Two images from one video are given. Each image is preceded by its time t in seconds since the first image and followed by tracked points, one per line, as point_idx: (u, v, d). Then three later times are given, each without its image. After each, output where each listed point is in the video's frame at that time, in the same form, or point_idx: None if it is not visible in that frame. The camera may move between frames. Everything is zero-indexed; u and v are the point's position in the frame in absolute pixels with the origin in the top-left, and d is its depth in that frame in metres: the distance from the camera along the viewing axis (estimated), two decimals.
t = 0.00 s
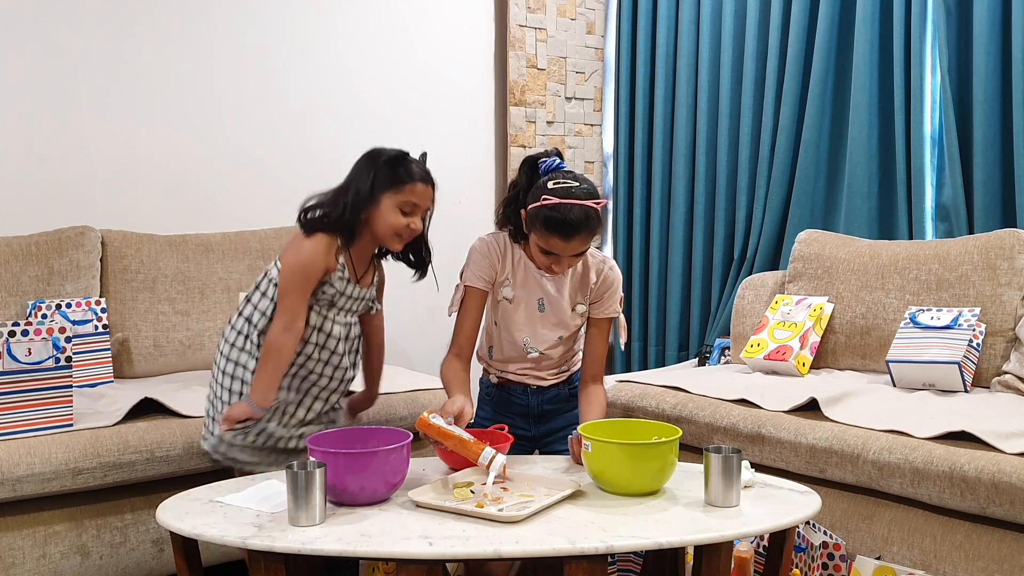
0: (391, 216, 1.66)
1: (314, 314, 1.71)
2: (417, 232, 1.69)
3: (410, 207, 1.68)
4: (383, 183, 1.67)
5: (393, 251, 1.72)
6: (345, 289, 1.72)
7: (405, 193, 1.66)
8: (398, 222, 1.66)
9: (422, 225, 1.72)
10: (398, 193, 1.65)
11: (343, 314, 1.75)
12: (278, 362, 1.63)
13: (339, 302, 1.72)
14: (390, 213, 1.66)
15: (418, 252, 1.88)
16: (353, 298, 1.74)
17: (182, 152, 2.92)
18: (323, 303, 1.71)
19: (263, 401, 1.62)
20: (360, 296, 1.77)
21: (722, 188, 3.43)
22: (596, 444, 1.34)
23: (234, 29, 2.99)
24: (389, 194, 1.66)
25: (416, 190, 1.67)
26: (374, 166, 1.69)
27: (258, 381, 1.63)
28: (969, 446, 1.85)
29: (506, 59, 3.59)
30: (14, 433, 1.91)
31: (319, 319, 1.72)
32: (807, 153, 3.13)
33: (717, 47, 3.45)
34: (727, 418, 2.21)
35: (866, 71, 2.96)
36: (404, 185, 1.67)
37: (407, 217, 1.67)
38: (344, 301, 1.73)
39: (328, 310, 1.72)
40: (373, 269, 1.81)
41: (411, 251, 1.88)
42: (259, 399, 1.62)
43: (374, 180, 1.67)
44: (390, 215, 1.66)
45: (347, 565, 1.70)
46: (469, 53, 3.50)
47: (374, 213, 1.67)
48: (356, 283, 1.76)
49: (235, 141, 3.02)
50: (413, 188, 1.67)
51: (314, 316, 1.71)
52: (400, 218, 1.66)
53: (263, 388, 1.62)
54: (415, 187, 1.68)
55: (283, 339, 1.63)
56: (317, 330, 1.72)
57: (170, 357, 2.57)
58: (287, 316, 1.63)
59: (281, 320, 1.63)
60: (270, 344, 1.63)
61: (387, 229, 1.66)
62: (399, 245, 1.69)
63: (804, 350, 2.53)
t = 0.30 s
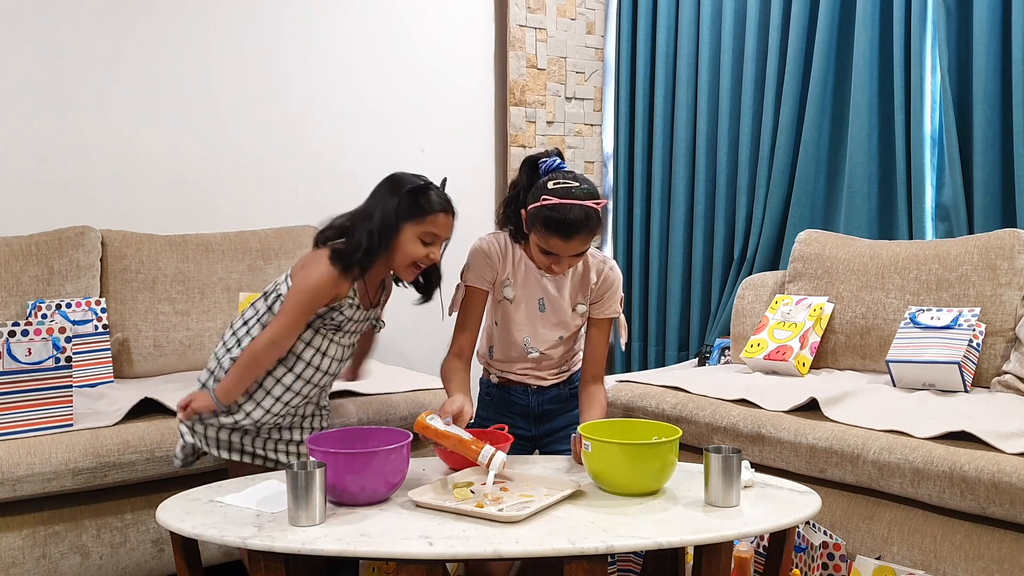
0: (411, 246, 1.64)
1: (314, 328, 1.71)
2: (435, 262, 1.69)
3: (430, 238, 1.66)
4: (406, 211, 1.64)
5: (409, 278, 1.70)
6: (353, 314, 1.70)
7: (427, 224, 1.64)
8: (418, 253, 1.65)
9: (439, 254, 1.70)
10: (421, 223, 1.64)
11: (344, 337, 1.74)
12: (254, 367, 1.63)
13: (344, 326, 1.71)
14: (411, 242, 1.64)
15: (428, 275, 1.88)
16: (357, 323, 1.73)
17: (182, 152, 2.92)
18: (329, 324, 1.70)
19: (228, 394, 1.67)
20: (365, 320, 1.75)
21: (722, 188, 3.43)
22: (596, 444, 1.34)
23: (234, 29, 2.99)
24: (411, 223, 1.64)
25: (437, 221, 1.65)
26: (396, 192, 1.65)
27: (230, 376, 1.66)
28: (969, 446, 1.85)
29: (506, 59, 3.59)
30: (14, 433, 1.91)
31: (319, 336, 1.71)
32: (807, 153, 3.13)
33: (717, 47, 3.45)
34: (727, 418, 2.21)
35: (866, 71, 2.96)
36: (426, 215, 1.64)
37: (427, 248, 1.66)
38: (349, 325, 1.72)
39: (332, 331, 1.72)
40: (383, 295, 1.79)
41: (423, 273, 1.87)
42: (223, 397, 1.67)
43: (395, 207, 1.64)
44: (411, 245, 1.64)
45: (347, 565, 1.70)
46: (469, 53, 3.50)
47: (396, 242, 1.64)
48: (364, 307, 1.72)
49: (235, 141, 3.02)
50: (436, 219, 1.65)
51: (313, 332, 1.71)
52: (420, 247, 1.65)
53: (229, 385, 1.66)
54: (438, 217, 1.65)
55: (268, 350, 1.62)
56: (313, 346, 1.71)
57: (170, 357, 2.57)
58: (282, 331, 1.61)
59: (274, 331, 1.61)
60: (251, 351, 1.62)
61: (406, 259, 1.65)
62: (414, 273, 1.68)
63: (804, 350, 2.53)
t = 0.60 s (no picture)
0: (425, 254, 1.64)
1: (327, 332, 1.70)
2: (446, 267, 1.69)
3: (444, 245, 1.66)
4: (421, 219, 1.63)
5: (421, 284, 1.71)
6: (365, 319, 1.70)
7: (441, 231, 1.63)
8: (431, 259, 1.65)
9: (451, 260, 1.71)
10: (435, 231, 1.63)
11: (356, 341, 1.74)
12: (260, 369, 1.61)
13: (357, 330, 1.71)
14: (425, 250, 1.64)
15: (447, 281, 1.78)
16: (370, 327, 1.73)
17: (182, 152, 2.92)
18: (342, 329, 1.70)
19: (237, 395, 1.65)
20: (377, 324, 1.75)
21: (722, 188, 3.43)
22: (596, 444, 1.34)
23: (234, 29, 2.99)
24: (427, 232, 1.63)
25: (452, 229, 1.65)
26: (410, 200, 1.64)
27: (239, 377, 1.63)
28: (969, 446, 1.85)
29: (506, 59, 3.59)
30: (14, 433, 1.91)
31: (332, 340, 1.71)
32: (807, 153, 3.13)
33: (717, 47, 3.45)
34: (727, 418, 2.21)
35: (866, 71, 2.96)
36: (440, 223, 1.63)
37: (440, 254, 1.66)
38: (362, 330, 1.72)
39: (344, 335, 1.71)
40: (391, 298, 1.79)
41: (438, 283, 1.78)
42: (230, 395, 1.65)
43: (409, 214, 1.63)
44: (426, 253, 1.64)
45: (347, 565, 1.70)
46: (469, 53, 3.50)
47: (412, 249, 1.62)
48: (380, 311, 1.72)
49: (236, 141, 3.02)
50: (451, 226, 1.64)
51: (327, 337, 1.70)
52: (433, 255, 1.65)
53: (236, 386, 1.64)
54: (451, 225, 1.64)
55: (278, 354, 1.60)
56: (326, 351, 1.71)
57: (170, 357, 2.57)
58: (295, 336, 1.59)
59: (286, 335, 1.59)
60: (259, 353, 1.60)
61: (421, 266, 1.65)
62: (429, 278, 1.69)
63: (804, 350, 2.53)
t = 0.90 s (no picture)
0: (418, 235, 1.63)
1: (328, 318, 1.70)
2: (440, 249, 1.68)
3: (435, 226, 1.65)
4: (413, 200, 1.62)
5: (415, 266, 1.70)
6: (364, 302, 1.70)
7: (433, 212, 1.62)
8: (424, 240, 1.64)
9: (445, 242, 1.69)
10: (427, 212, 1.62)
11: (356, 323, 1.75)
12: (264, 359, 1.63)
13: (356, 315, 1.71)
14: (419, 231, 1.63)
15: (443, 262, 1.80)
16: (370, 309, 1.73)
17: (182, 152, 2.92)
18: (341, 313, 1.70)
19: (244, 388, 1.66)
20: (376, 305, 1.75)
21: (722, 188, 3.43)
22: (596, 444, 1.34)
23: (234, 29, 2.99)
24: (419, 212, 1.62)
25: (444, 209, 1.64)
26: (401, 180, 1.63)
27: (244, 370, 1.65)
28: (969, 446, 1.85)
29: (506, 59, 3.59)
30: (14, 433, 1.91)
31: (332, 325, 1.71)
32: (807, 153, 3.13)
33: (717, 47, 3.45)
34: (727, 418, 2.21)
35: (866, 71, 2.96)
36: (431, 204, 1.62)
37: (432, 235, 1.65)
38: (361, 312, 1.72)
39: (344, 320, 1.71)
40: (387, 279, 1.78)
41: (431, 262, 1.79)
42: (238, 388, 1.66)
43: (400, 197, 1.62)
44: (418, 233, 1.63)
45: (347, 565, 1.70)
46: (469, 53, 3.50)
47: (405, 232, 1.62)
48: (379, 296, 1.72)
49: (236, 141, 3.02)
50: (442, 207, 1.63)
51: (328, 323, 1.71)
52: (426, 236, 1.64)
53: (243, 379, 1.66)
54: (443, 206, 1.63)
55: (280, 345, 1.61)
56: (328, 336, 1.72)
57: (170, 357, 2.57)
58: (296, 326, 1.60)
59: (287, 324, 1.60)
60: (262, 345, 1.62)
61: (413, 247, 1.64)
62: (422, 261, 1.68)
63: (804, 350, 2.53)
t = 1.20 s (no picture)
0: (383, 225, 1.62)
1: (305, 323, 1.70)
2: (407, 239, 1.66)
3: (400, 214, 1.64)
4: (374, 190, 1.62)
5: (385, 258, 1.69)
6: (339, 302, 1.69)
7: (395, 199, 1.62)
8: (388, 229, 1.63)
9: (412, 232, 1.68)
10: (389, 200, 1.62)
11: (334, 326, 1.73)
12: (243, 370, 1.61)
13: (332, 316, 1.70)
14: (382, 221, 1.62)
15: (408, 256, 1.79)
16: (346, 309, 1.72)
17: (182, 152, 2.92)
18: (316, 316, 1.69)
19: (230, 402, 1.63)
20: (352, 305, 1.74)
21: (722, 188, 3.43)
22: (596, 444, 1.34)
23: (234, 29, 2.99)
24: (381, 201, 1.62)
25: (406, 197, 1.63)
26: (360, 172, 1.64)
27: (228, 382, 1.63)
28: (969, 446, 1.85)
29: (506, 59, 3.59)
30: (15, 433, 1.91)
31: (309, 329, 1.70)
32: (807, 153, 3.13)
33: (717, 47, 3.45)
34: (727, 418, 2.21)
35: (866, 71, 2.96)
36: (393, 192, 1.62)
37: (398, 224, 1.64)
38: (338, 313, 1.71)
39: (321, 322, 1.70)
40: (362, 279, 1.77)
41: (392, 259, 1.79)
42: (224, 401, 1.63)
43: (361, 188, 1.62)
44: (382, 223, 1.62)
45: (347, 565, 1.70)
46: (469, 53, 3.50)
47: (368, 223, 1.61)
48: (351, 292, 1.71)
49: (236, 141, 3.02)
50: (403, 195, 1.62)
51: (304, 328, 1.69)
52: (391, 225, 1.63)
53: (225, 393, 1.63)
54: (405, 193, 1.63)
55: (256, 352, 1.60)
56: (306, 341, 1.70)
57: (170, 357, 2.57)
58: (271, 331, 1.60)
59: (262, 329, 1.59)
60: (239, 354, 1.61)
61: (379, 237, 1.63)
62: (390, 252, 1.66)
63: (804, 350, 2.53)
